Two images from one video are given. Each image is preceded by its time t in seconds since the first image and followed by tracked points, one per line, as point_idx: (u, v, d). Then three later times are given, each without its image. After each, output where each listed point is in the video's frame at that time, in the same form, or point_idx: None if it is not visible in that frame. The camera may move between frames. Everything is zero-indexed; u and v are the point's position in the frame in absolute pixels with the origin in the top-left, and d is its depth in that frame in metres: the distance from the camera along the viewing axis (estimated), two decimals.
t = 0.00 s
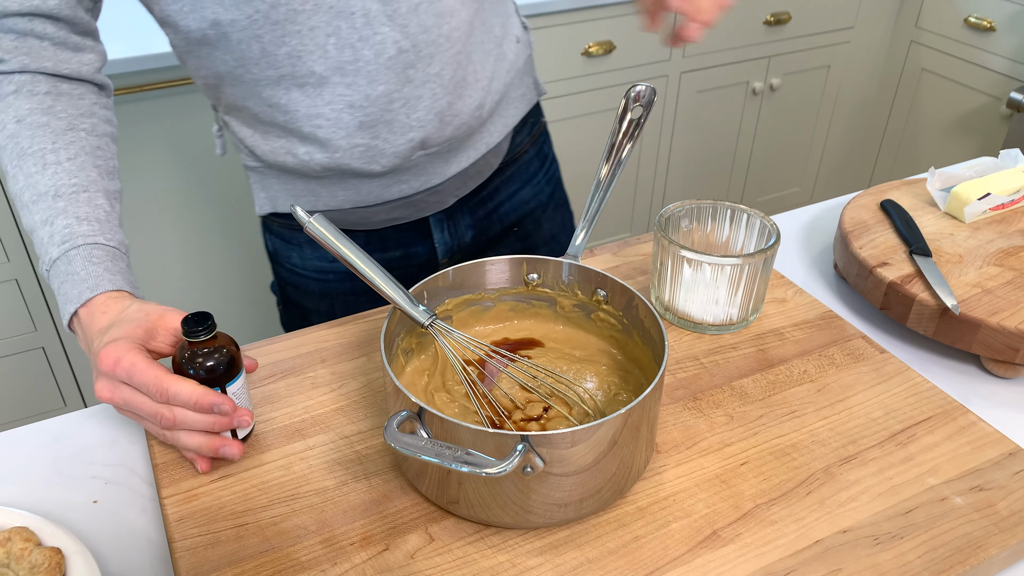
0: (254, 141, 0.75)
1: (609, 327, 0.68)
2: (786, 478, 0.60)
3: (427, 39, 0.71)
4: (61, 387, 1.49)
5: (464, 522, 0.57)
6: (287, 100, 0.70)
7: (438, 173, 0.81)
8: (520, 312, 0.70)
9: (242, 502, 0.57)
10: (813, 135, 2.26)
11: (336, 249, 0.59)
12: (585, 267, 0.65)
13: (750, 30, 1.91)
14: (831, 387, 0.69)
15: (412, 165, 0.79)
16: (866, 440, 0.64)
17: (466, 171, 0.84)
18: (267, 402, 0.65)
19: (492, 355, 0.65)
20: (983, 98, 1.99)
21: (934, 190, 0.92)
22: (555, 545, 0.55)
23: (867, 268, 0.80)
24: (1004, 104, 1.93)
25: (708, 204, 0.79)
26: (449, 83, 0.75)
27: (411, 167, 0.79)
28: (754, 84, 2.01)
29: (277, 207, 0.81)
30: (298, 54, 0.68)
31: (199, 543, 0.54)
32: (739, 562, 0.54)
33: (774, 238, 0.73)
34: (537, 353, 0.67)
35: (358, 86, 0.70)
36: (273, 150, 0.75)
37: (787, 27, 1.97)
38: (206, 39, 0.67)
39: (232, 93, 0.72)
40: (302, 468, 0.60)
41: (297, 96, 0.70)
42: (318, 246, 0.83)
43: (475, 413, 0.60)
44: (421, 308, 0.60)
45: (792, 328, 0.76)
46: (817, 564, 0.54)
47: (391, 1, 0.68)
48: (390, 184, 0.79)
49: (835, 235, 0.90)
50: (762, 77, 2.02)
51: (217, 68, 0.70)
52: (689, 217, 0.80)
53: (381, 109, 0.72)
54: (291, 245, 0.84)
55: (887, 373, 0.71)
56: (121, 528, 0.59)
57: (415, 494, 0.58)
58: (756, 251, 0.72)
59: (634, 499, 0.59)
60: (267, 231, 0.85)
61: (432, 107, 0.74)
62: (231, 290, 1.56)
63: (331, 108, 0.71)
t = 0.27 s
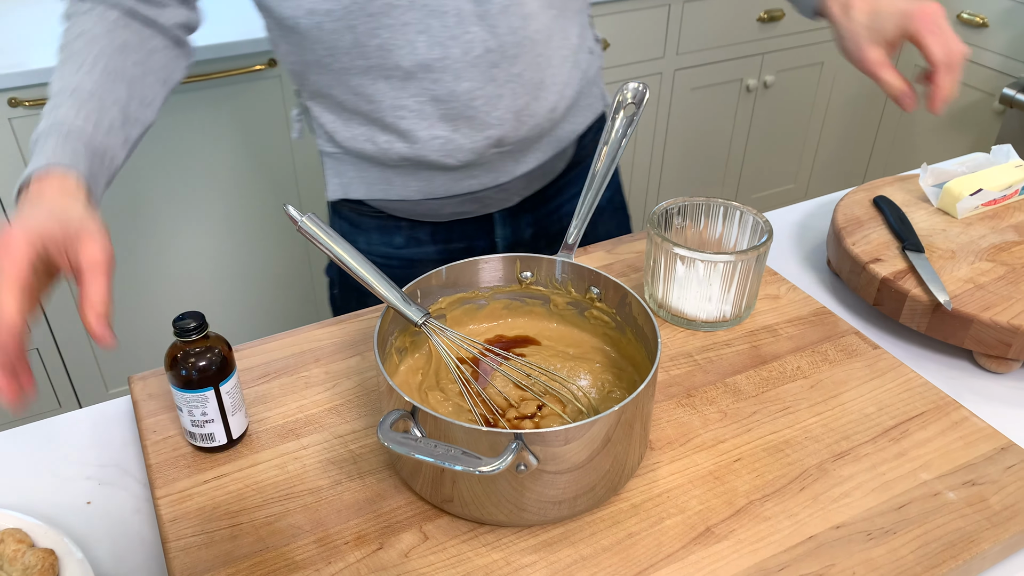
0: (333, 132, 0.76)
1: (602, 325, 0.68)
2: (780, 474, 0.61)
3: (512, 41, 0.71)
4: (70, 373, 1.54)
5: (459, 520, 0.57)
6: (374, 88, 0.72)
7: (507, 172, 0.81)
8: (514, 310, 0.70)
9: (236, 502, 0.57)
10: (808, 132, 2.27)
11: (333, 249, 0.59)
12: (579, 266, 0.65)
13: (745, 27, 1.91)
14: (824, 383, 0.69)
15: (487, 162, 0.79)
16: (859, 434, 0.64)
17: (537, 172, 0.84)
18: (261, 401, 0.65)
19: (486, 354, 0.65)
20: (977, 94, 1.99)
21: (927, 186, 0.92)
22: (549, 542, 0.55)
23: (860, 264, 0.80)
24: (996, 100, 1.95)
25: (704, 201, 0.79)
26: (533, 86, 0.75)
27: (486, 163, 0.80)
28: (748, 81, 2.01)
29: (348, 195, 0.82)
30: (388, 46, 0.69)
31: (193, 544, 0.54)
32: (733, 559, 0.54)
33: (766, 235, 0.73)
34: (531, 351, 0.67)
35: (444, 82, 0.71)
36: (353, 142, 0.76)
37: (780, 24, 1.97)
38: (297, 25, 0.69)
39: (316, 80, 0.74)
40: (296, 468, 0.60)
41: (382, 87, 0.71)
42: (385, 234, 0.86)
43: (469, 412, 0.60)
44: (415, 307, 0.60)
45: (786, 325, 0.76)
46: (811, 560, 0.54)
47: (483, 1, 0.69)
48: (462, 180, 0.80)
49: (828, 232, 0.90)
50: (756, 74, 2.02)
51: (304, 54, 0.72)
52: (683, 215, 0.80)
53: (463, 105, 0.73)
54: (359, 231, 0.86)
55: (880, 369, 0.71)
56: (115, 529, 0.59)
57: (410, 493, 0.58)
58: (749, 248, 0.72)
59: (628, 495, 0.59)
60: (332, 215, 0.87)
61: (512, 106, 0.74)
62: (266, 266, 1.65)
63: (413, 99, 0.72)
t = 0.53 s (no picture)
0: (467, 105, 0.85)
1: (587, 325, 0.68)
2: (763, 470, 0.61)
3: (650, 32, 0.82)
4: (51, 369, 1.55)
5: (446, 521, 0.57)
6: (517, 69, 0.80)
7: (619, 163, 0.91)
8: (499, 311, 0.71)
9: (223, 506, 0.57)
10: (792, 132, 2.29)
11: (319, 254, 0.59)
12: (562, 267, 0.66)
13: (728, 28, 1.93)
14: (806, 379, 0.70)
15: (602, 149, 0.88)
16: (841, 430, 0.65)
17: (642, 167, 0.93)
18: (247, 406, 0.65)
19: (471, 355, 0.66)
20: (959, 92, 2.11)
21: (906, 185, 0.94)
22: (535, 541, 0.55)
23: (842, 262, 0.81)
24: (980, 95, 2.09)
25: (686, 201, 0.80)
26: (657, 78, 0.84)
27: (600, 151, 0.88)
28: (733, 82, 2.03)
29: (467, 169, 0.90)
30: (537, 29, 0.78)
31: (180, 549, 0.54)
32: (718, 556, 0.54)
33: (748, 235, 0.74)
34: (517, 353, 0.68)
35: (580, 69, 0.80)
36: (494, 114, 0.84)
37: (764, 25, 1.99)
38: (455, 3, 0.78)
39: (460, 56, 0.83)
40: (283, 471, 0.60)
41: (524, 67, 0.80)
42: (500, 209, 0.94)
43: (456, 414, 0.60)
44: (400, 310, 0.60)
45: (769, 323, 0.77)
46: (794, 555, 0.55)
47: None
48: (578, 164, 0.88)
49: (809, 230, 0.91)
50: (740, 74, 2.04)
51: (452, 29, 0.81)
52: (666, 215, 0.81)
53: (594, 91, 0.81)
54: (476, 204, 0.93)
55: (862, 366, 0.72)
56: (101, 535, 0.58)
57: (397, 495, 0.59)
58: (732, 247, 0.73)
59: (613, 494, 0.59)
60: (451, 190, 0.93)
61: (636, 97, 0.84)
62: (288, 252, 1.68)
63: (551, 82, 0.81)
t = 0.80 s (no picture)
0: (529, 88, 0.95)
1: (560, 333, 0.70)
2: (732, 469, 0.64)
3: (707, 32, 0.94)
4: (26, 388, 1.55)
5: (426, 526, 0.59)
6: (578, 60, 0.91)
7: (660, 149, 1.01)
8: (474, 322, 0.73)
9: (207, 517, 0.58)
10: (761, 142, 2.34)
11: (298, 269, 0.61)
12: (535, 277, 0.68)
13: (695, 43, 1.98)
14: (771, 380, 0.73)
15: (647, 136, 0.99)
16: (805, 428, 0.68)
17: (679, 155, 1.04)
18: (228, 420, 0.67)
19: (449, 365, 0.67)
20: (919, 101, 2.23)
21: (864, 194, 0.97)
22: (513, 543, 0.57)
23: (804, 268, 0.84)
24: (937, 107, 2.18)
25: (653, 212, 0.82)
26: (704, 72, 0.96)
27: (645, 139, 0.99)
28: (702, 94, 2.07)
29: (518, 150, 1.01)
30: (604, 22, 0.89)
31: (165, 561, 0.55)
32: (688, 552, 0.57)
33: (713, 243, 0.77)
34: (493, 361, 0.70)
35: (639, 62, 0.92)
36: (559, 95, 0.94)
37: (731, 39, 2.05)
38: None
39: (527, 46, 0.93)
40: (265, 483, 0.61)
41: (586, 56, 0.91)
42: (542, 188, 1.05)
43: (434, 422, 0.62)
44: (378, 322, 0.62)
45: (735, 328, 0.80)
46: (761, 549, 0.57)
47: None
48: (623, 149, 0.99)
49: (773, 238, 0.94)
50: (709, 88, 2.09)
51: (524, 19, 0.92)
52: (634, 225, 0.83)
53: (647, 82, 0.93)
54: (518, 183, 1.06)
55: (825, 367, 0.75)
56: (84, 551, 0.59)
57: (378, 503, 0.60)
58: (697, 255, 0.76)
59: (588, 495, 0.61)
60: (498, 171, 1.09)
61: (684, 89, 0.95)
62: (264, 269, 1.69)
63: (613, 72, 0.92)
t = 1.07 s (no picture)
0: (523, 121, 1.09)
1: (519, 353, 0.76)
2: (680, 474, 0.69)
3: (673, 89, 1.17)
4: None
5: (399, 537, 0.63)
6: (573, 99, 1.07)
7: (641, 174, 1.17)
8: (440, 346, 0.78)
9: (191, 537, 0.61)
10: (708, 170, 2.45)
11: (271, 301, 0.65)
12: (494, 302, 0.74)
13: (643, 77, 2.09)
14: (714, 392, 0.79)
15: (631, 163, 1.14)
16: (745, 433, 0.74)
17: (655, 181, 1.19)
18: (207, 447, 0.70)
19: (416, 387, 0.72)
20: (854, 129, 2.37)
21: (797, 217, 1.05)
22: (480, 550, 0.62)
23: (743, 288, 0.91)
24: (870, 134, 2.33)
25: (602, 240, 0.89)
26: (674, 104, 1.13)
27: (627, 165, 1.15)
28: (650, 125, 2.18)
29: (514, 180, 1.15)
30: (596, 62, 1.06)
31: None
32: (641, 550, 0.62)
33: (658, 268, 0.84)
34: (457, 382, 0.75)
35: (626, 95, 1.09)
36: (549, 130, 1.08)
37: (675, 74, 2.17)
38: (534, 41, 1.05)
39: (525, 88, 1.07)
40: (246, 503, 0.65)
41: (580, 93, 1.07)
42: (531, 218, 1.18)
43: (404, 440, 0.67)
44: (349, 348, 0.67)
45: (681, 345, 0.86)
46: (706, 545, 0.63)
47: (669, 36, 1.12)
48: (609, 174, 1.14)
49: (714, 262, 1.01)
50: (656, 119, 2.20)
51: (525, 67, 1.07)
52: (586, 252, 0.90)
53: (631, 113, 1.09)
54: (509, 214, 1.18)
55: (763, 378, 0.81)
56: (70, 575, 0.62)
57: (354, 518, 0.64)
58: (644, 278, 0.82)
59: (549, 503, 0.66)
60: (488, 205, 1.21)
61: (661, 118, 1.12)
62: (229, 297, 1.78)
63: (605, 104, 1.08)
